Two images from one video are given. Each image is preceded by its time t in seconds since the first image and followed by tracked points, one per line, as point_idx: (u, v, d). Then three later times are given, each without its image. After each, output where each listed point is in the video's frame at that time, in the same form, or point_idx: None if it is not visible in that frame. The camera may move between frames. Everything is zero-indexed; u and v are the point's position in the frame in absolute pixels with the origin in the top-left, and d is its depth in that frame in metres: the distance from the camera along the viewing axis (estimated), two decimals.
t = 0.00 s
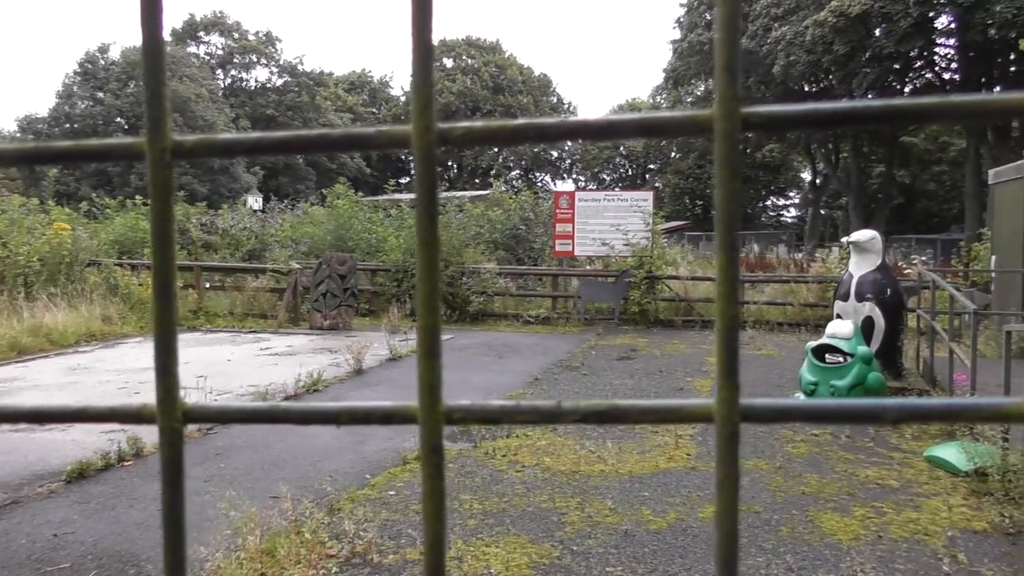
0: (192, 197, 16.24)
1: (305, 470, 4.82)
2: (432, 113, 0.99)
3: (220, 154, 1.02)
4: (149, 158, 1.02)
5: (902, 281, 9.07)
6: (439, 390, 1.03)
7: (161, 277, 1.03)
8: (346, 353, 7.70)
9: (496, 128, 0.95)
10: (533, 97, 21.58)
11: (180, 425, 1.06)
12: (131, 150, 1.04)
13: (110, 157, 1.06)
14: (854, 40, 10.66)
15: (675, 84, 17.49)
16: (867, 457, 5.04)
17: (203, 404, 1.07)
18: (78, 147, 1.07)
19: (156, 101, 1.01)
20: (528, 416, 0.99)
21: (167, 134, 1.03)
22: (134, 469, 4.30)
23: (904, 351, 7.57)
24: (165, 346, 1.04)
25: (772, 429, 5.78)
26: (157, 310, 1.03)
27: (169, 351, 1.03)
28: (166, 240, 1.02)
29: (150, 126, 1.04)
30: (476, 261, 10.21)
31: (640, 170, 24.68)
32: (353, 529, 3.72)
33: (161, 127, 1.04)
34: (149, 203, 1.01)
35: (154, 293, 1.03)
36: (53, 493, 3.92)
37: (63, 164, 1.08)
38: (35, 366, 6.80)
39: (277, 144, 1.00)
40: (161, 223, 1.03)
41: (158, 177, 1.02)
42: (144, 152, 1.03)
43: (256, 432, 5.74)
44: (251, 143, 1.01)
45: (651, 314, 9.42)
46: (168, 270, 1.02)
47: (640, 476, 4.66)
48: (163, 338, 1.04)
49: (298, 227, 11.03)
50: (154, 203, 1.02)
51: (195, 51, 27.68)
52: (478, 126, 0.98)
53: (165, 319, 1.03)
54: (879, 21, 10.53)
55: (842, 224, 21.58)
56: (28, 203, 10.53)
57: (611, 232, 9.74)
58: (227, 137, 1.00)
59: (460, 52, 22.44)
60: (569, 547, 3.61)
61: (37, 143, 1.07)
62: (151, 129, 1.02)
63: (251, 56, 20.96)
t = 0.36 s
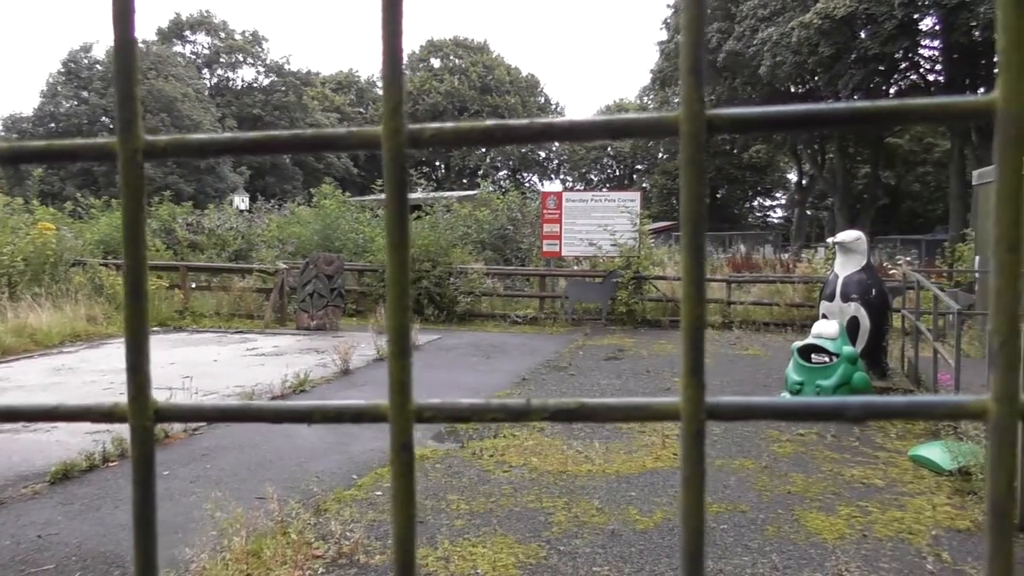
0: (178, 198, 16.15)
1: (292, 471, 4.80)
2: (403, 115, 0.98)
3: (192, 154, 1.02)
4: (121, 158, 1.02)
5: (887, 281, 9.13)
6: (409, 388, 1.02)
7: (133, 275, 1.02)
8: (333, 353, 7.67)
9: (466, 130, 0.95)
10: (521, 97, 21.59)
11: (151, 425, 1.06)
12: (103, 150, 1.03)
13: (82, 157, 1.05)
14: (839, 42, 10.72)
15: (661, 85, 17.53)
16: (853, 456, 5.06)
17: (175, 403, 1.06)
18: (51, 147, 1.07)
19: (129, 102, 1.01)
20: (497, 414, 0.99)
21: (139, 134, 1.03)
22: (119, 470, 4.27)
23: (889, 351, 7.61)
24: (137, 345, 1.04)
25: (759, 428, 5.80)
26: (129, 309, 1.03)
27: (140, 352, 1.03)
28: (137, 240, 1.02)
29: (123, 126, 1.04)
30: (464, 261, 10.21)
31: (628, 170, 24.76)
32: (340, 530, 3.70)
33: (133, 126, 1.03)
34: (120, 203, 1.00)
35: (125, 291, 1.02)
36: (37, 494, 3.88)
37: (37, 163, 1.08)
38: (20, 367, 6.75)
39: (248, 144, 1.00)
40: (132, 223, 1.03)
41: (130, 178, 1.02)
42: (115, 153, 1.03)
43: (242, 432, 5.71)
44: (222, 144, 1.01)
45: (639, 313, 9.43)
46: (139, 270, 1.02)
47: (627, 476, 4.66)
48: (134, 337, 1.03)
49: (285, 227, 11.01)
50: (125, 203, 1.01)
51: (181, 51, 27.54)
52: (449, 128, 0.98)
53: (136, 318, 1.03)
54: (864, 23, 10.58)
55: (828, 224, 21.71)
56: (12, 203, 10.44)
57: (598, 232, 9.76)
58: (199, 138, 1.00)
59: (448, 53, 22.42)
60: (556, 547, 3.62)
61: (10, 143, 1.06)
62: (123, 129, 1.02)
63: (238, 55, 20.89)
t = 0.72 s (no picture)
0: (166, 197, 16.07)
1: (280, 472, 4.78)
2: (382, 115, 0.98)
3: (172, 153, 1.01)
4: (100, 156, 1.01)
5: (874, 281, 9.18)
6: (389, 388, 1.02)
7: (112, 274, 1.01)
8: (321, 353, 7.64)
9: (447, 130, 0.95)
10: (511, 97, 21.57)
11: (132, 424, 1.05)
12: (82, 149, 1.02)
13: (63, 156, 1.04)
14: (828, 43, 10.78)
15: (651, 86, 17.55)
16: (840, 456, 5.09)
17: (156, 402, 1.05)
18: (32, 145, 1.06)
19: (107, 100, 1.00)
20: (477, 413, 0.98)
21: (118, 132, 1.02)
22: (106, 471, 4.24)
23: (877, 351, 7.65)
24: (118, 343, 1.03)
25: (747, 428, 5.81)
26: (109, 309, 1.02)
27: (121, 351, 1.02)
28: (117, 238, 1.01)
29: (104, 125, 1.03)
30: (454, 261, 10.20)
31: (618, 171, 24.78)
32: (328, 530, 3.69)
33: (113, 125, 1.02)
34: (99, 202, 0.99)
35: (105, 289, 1.01)
36: (23, 495, 3.85)
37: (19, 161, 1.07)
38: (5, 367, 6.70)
39: (228, 144, 0.99)
40: (113, 221, 1.02)
41: (108, 176, 1.01)
42: (94, 151, 1.02)
43: (230, 433, 5.68)
44: (202, 143, 1.00)
45: (628, 314, 9.44)
46: (119, 268, 1.01)
47: (616, 476, 4.67)
48: (114, 336, 1.02)
49: (274, 227, 10.96)
50: (104, 201, 1.00)
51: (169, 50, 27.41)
52: (430, 128, 0.97)
53: (117, 318, 1.02)
54: (852, 24, 10.64)
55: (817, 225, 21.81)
56: None
57: (588, 233, 9.77)
58: (180, 136, 0.99)
59: (438, 53, 22.39)
60: (545, 547, 3.62)
61: None
62: (102, 127, 1.01)
63: (227, 54, 20.78)
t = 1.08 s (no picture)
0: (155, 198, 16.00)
1: (271, 473, 4.76)
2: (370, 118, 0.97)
3: (161, 154, 1.00)
4: (90, 159, 1.00)
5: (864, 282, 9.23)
6: (375, 388, 1.01)
7: (103, 275, 1.01)
8: (312, 355, 7.63)
9: (433, 133, 0.95)
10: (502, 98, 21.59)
11: (121, 424, 1.04)
12: (73, 152, 1.02)
13: (54, 159, 1.04)
14: (817, 44, 10.84)
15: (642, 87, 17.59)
16: (830, 456, 5.10)
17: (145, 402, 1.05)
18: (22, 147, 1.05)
19: (98, 102, 0.99)
20: (462, 413, 0.98)
21: (108, 135, 1.01)
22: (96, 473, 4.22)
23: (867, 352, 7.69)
24: (107, 344, 1.02)
25: (738, 429, 5.83)
26: (99, 311, 1.01)
27: (110, 351, 1.01)
28: (107, 240, 1.00)
29: (93, 127, 1.02)
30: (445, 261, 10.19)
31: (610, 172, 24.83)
32: (318, 532, 3.68)
33: (103, 126, 1.02)
34: (90, 204, 0.99)
35: (96, 291, 1.00)
36: (11, 497, 3.82)
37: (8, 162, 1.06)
38: None
39: (216, 146, 0.99)
40: (104, 223, 1.01)
41: (99, 179, 1.00)
42: (84, 154, 1.01)
43: (221, 434, 5.66)
44: (193, 146, 0.99)
45: (619, 314, 9.46)
46: (109, 270, 1.00)
47: (607, 477, 4.67)
48: (104, 336, 1.01)
49: (264, 227, 10.93)
50: (95, 205, 1.00)
51: (159, 51, 27.35)
52: (417, 131, 0.97)
53: (107, 320, 1.01)
54: (842, 26, 10.69)
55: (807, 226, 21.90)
56: None
57: (579, 233, 9.79)
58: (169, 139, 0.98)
59: (429, 54, 22.40)
60: (536, 548, 3.62)
61: None
62: (92, 129, 1.00)
63: (217, 55, 20.69)
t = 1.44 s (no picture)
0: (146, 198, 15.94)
1: (262, 473, 4.76)
2: (342, 115, 0.98)
3: (135, 151, 1.00)
4: (64, 155, 1.00)
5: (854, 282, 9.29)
6: (347, 382, 1.02)
7: (76, 272, 1.01)
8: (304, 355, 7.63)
9: (405, 131, 0.95)
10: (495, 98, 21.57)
11: (94, 417, 1.04)
12: (47, 148, 1.02)
13: (28, 156, 1.03)
14: (808, 46, 10.90)
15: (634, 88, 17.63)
16: (820, 456, 5.13)
17: (119, 396, 1.05)
18: None
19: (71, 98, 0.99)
20: (434, 406, 0.99)
21: (82, 132, 1.01)
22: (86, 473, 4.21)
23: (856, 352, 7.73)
24: (81, 339, 1.02)
25: (728, 429, 5.85)
26: (72, 307, 1.01)
27: (83, 346, 1.01)
28: (81, 237, 1.00)
29: (66, 124, 1.02)
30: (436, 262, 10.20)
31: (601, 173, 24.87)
32: (309, 533, 3.67)
33: (77, 123, 1.02)
34: (63, 202, 0.99)
35: (69, 286, 1.00)
36: None
37: None
38: None
39: (191, 143, 0.99)
40: (76, 219, 1.01)
41: (73, 175, 1.00)
42: (58, 150, 1.01)
43: (212, 435, 5.65)
44: (167, 143, 0.99)
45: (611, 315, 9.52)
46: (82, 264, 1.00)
47: (598, 477, 4.69)
48: (77, 331, 1.02)
49: (255, 228, 10.91)
50: (68, 201, 1.00)
51: (149, 50, 27.23)
52: (388, 129, 0.97)
53: (79, 316, 1.01)
54: (832, 28, 10.75)
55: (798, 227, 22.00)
56: None
57: (571, 234, 9.80)
58: (142, 136, 0.98)
59: (420, 54, 22.37)
60: (528, 548, 3.63)
61: None
62: (65, 126, 1.00)
63: (208, 55, 20.64)
